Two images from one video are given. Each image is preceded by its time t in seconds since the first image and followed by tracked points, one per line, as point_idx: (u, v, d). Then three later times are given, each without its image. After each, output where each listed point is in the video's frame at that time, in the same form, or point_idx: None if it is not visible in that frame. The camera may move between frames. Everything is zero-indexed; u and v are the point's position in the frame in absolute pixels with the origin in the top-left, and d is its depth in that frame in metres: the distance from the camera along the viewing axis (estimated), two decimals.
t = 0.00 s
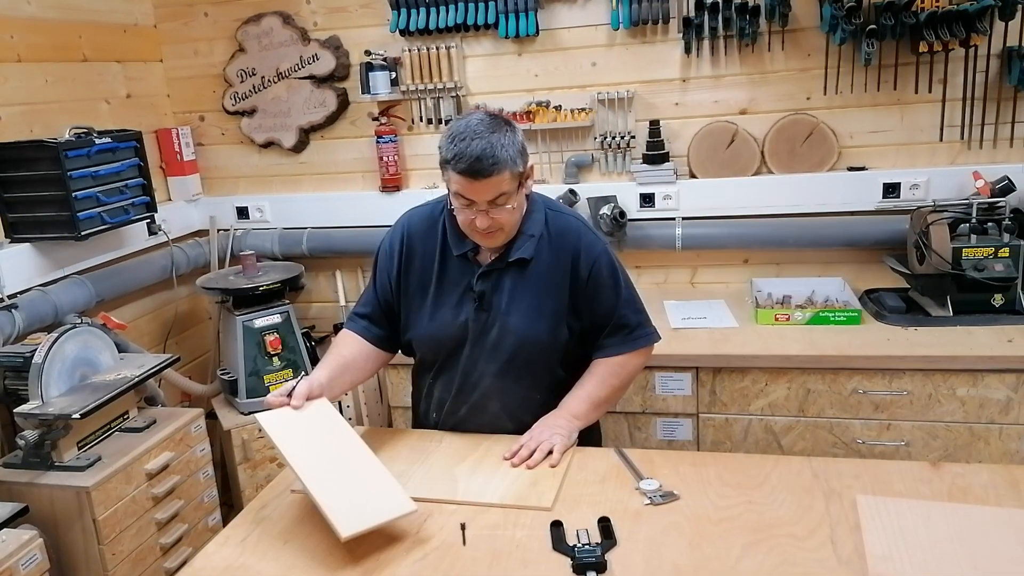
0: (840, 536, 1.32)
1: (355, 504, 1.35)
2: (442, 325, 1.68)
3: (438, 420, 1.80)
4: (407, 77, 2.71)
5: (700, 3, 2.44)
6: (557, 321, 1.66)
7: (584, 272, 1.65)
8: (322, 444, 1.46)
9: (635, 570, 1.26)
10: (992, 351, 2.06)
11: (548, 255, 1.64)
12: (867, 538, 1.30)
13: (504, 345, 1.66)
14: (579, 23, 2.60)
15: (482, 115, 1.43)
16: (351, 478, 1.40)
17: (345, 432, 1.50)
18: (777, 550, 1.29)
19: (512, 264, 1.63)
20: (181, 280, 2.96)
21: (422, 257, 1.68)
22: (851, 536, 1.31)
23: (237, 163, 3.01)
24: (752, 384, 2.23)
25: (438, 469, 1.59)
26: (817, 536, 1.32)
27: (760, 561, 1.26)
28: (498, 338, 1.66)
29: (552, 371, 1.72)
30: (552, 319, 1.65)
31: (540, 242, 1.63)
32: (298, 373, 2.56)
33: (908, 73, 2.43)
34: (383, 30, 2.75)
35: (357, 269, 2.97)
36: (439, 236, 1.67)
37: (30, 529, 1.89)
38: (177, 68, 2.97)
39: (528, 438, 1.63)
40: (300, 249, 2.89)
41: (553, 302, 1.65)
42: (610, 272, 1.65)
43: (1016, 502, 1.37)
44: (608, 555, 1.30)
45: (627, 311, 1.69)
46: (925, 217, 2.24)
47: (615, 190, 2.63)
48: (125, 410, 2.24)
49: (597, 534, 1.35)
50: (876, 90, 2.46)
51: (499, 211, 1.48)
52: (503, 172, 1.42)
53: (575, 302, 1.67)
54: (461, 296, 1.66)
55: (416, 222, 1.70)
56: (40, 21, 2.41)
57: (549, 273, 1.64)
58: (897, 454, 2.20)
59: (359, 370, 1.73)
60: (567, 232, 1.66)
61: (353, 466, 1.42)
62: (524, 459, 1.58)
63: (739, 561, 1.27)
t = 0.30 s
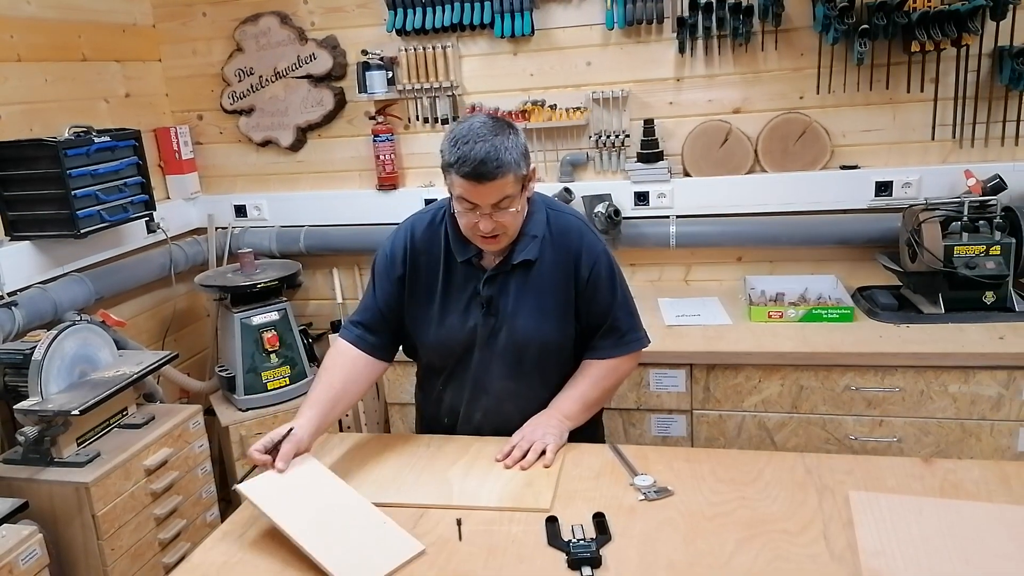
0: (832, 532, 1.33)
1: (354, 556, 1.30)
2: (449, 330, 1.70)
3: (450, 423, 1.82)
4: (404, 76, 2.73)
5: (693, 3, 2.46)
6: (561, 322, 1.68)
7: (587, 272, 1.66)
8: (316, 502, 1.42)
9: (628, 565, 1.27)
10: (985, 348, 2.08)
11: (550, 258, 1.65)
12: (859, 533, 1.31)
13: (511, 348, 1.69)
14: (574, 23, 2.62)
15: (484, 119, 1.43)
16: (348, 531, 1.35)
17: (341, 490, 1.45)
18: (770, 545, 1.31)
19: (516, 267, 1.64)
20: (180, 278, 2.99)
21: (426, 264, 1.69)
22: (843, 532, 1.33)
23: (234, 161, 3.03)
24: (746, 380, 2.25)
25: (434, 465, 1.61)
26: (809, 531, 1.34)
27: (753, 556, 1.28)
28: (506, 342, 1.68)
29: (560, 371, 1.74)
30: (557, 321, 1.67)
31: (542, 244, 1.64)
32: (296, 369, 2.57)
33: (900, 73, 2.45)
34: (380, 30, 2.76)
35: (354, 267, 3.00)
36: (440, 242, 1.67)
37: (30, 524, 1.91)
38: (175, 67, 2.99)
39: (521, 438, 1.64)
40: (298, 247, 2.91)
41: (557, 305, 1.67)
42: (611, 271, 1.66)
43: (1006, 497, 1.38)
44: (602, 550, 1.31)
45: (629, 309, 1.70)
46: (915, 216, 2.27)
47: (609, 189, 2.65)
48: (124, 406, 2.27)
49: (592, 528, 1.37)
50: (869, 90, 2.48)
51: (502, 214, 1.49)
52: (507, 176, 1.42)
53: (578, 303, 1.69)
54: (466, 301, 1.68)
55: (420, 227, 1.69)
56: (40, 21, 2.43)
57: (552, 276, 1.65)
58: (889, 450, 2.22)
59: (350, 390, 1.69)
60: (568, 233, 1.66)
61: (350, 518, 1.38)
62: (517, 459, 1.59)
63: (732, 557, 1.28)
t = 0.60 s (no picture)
0: (832, 532, 1.33)
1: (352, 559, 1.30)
2: (453, 331, 1.70)
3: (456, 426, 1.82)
4: (404, 76, 2.73)
5: (693, 3, 2.46)
6: (566, 323, 1.68)
7: (591, 272, 1.65)
8: (294, 528, 1.40)
9: (628, 566, 1.27)
10: (985, 348, 2.08)
11: (554, 258, 1.65)
12: (859, 533, 1.31)
13: (515, 349, 1.69)
14: (574, 23, 2.62)
15: (488, 116, 1.44)
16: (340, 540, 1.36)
17: (312, 512, 1.45)
18: (770, 545, 1.31)
19: (520, 266, 1.64)
20: (180, 278, 2.99)
21: (430, 265, 1.69)
22: (843, 532, 1.33)
23: (234, 161, 3.03)
24: (746, 380, 2.25)
25: (435, 465, 1.61)
26: (809, 531, 1.34)
27: (753, 556, 1.28)
28: (510, 342, 1.68)
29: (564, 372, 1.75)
30: (561, 321, 1.67)
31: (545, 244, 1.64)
32: (296, 369, 2.57)
33: (900, 73, 2.45)
34: (380, 30, 2.76)
35: (354, 266, 3.00)
36: (443, 243, 1.67)
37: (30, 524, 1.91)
38: (175, 67, 2.99)
39: (523, 439, 1.64)
40: (298, 247, 2.91)
41: (561, 305, 1.67)
42: (614, 270, 1.66)
43: (1006, 497, 1.38)
44: (603, 550, 1.31)
45: (633, 309, 1.69)
46: (914, 215, 2.26)
47: (609, 189, 2.65)
48: (124, 406, 2.27)
49: (591, 528, 1.37)
50: (869, 90, 2.48)
51: (513, 209, 1.48)
52: (517, 169, 1.42)
53: (582, 303, 1.68)
54: (470, 301, 1.68)
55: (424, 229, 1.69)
56: (40, 21, 2.43)
57: (555, 276, 1.65)
58: (889, 450, 2.22)
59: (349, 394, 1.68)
60: (572, 233, 1.66)
61: (335, 531, 1.39)
62: (519, 459, 1.59)
63: (732, 557, 1.28)
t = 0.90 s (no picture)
0: (832, 532, 1.33)
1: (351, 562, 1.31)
2: (457, 315, 1.68)
3: (456, 416, 1.79)
4: (404, 76, 2.73)
5: (693, 3, 2.46)
6: (574, 316, 1.66)
7: (603, 266, 1.64)
8: (289, 539, 1.39)
9: (628, 566, 1.27)
10: (984, 349, 2.08)
11: (565, 249, 1.64)
12: (859, 533, 1.31)
13: (520, 337, 1.67)
14: (574, 23, 2.62)
15: (505, 101, 1.46)
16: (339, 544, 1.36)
17: (302, 521, 1.45)
18: (770, 545, 1.31)
19: (530, 255, 1.63)
20: (180, 278, 2.99)
21: (440, 250, 1.70)
22: (843, 532, 1.33)
23: (234, 161, 3.03)
24: (746, 380, 2.25)
25: (436, 466, 1.61)
26: (810, 531, 1.34)
27: (753, 556, 1.28)
28: (515, 330, 1.67)
29: (571, 368, 1.73)
30: (569, 313, 1.65)
31: (557, 233, 1.63)
32: (295, 370, 2.58)
33: (900, 73, 2.45)
34: (380, 30, 2.76)
35: (353, 266, 3.00)
36: (455, 230, 1.69)
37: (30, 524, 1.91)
38: (175, 68, 2.99)
39: (532, 441, 1.63)
40: (298, 247, 2.91)
41: (570, 296, 1.65)
42: (627, 267, 1.64)
43: (1006, 497, 1.38)
44: (603, 550, 1.31)
45: (643, 309, 1.67)
46: (914, 215, 2.27)
47: (609, 189, 2.65)
48: (124, 406, 2.27)
49: (591, 529, 1.37)
50: (869, 90, 2.48)
51: (528, 194, 1.49)
52: (532, 152, 1.44)
53: (592, 296, 1.66)
54: (476, 287, 1.67)
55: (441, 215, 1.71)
56: (40, 21, 2.43)
57: (566, 267, 1.64)
58: (889, 450, 2.22)
59: (395, 364, 1.82)
60: (585, 226, 1.65)
61: (330, 535, 1.39)
62: (529, 461, 1.58)
63: (732, 557, 1.28)
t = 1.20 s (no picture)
0: (832, 532, 1.33)
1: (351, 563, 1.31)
2: (467, 305, 1.68)
3: (461, 408, 1.79)
4: (404, 76, 2.73)
5: (693, 3, 2.46)
6: (586, 312, 1.65)
7: (616, 264, 1.64)
8: (289, 539, 1.39)
9: (628, 565, 1.27)
10: (984, 349, 2.08)
11: (580, 246, 1.63)
12: (859, 534, 1.31)
13: (530, 330, 1.66)
14: (574, 23, 2.62)
15: (526, 97, 1.46)
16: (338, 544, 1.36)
17: (302, 521, 1.45)
18: (770, 545, 1.31)
19: (543, 249, 1.63)
20: (180, 278, 2.98)
21: (454, 241, 1.71)
22: (843, 532, 1.33)
23: (234, 161, 3.03)
24: (746, 380, 2.25)
25: (436, 466, 1.61)
26: (810, 531, 1.34)
27: (753, 556, 1.28)
28: (525, 322, 1.66)
29: (581, 365, 1.71)
30: (581, 309, 1.64)
31: (571, 228, 1.63)
32: (295, 370, 2.58)
33: (900, 73, 2.45)
34: (380, 30, 2.76)
35: (353, 267, 3.00)
36: (470, 221, 1.69)
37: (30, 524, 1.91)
38: (175, 68, 2.99)
39: (540, 442, 1.63)
40: (298, 247, 2.91)
41: (582, 291, 1.64)
42: (641, 267, 1.64)
43: (1006, 497, 1.38)
44: (603, 550, 1.31)
45: (655, 311, 1.67)
46: (914, 215, 2.26)
47: (609, 189, 2.65)
48: (124, 406, 2.26)
49: (591, 528, 1.37)
50: (869, 90, 2.48)
51: (541, 191, 1.50)
52: (547, 150, 1.44)
53: (605, 294, 1.65)
54: (488, 278, 1.67)
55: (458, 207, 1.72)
56: (40, 21, 2.43)
57: (579, 263, 1.63)
58: (889, 450, 2.22)
59: (411, 368, 1.83)
60: (601, 223, 1.65)
61: (330, 535, 1.40)
62: (536, 462, 1.58)
63: (732, 557, 1.28)
